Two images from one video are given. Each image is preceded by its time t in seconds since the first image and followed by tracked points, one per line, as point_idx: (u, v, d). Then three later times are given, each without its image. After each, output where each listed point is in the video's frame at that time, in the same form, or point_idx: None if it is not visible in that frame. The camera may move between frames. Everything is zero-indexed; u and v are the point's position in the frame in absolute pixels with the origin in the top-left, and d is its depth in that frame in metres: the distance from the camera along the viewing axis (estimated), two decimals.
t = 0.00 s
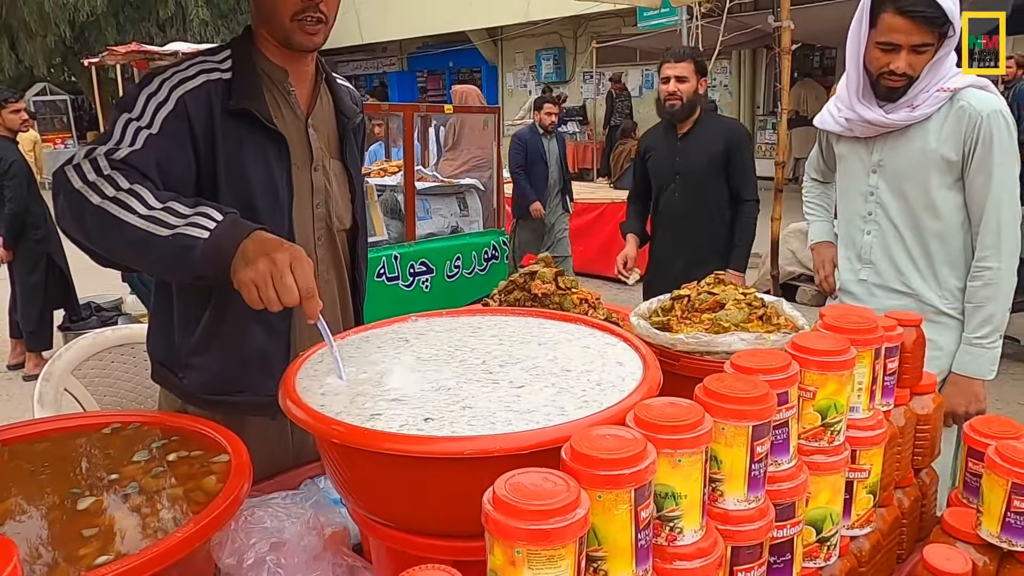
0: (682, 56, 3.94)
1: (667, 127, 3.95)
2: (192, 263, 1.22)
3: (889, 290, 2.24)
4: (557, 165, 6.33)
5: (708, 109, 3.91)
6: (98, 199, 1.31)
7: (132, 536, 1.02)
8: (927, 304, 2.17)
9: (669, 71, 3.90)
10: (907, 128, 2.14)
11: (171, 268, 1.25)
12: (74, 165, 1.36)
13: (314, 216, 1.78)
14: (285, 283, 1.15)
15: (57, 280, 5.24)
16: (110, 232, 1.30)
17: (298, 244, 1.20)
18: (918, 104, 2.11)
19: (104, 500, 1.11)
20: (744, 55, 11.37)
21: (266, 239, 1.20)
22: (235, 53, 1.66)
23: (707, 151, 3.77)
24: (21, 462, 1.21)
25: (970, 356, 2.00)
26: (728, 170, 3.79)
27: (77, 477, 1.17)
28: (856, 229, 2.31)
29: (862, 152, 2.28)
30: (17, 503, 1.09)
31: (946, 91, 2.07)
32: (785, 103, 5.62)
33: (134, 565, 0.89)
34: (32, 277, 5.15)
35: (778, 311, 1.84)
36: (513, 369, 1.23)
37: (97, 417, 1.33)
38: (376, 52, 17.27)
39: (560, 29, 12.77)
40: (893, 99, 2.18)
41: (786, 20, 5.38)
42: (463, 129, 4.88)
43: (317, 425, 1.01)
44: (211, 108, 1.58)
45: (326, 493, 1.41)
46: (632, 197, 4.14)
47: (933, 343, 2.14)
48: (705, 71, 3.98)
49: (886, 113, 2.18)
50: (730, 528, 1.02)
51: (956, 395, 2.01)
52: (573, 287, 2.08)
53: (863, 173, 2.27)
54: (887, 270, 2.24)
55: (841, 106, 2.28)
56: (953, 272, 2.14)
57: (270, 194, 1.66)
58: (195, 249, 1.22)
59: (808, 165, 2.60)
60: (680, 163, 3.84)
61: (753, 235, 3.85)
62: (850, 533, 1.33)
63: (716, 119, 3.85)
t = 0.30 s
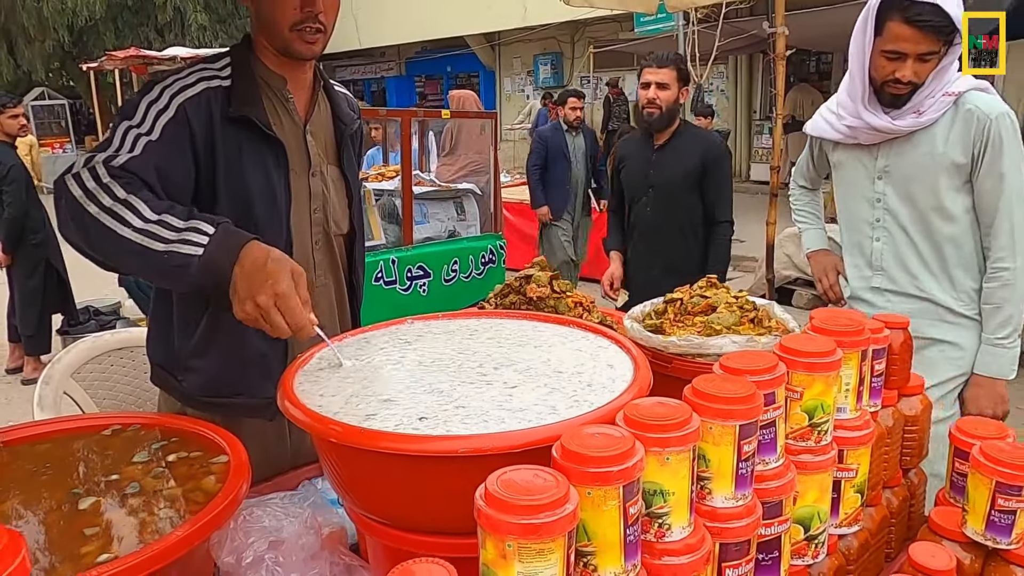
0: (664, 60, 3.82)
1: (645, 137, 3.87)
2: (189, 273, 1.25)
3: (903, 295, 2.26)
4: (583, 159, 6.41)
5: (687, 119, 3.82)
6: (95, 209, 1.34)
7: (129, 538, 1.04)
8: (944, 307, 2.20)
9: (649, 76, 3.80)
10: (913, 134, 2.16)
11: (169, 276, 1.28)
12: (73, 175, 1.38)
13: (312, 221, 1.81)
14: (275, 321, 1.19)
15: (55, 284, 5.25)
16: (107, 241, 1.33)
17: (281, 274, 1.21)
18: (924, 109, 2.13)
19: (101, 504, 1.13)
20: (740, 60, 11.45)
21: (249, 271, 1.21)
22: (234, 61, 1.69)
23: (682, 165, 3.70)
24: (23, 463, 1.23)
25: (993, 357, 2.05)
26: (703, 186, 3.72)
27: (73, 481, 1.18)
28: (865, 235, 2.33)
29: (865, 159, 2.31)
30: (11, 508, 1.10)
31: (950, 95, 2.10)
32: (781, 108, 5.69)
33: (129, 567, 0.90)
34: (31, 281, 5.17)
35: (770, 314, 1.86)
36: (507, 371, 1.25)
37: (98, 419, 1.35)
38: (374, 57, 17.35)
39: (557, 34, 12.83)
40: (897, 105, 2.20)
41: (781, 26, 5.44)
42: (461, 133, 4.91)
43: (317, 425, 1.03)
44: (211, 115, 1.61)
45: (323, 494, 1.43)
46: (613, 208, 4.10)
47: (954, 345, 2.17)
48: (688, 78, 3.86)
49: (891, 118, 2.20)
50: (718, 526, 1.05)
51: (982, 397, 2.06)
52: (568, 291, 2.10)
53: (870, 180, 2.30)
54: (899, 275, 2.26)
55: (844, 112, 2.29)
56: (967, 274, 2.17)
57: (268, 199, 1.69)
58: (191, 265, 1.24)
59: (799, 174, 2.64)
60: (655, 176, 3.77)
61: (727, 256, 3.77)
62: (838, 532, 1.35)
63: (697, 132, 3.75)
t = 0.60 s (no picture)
0: (644, 56, 3.70)
1: (624, 138, 3.70)
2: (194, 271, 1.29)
3: (934, 311, 2.22)
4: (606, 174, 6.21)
5: (668, 120, 3.68)
6: (94, 219, 1.37)
7: (125, 542, 1.04)
8: (976, 325, 2.16)
9: (628, 72, 3.67)
10: (955, 143, 2.11)
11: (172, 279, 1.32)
12: (73, 187, 1.42)
13: (311, 225, 1.83)
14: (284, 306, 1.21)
15: (53, 288, 5.27)
16: (111, 250, 1.37)
17: (275, 261, 1.22)
18: (970, 118, 2.07)
19: (98, 507, 1.13)
20: (737, 65, 11.51)
21: (247, 267, 1.24)
22: (234, 67, 1.70)
23: (663, 167, 3.53)
24: (25, 464, 1.25)
25: None
26: (686, 188, 3.55)
27: (70, 484, 1.19)
28: (895, 246, 2.29)
29: (901, 166, 2.26)
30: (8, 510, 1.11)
31: (998, 104, 2.05)
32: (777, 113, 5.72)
33: (122, 570, 0.90)
34: (30, 285, 5.18)
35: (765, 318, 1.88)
36: (502, 373, 1.27)
37: (99, 420, 1.37)
38: (372, 61, 17.39)
39: (555, 38, 12.87)
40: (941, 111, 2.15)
41: (777, 32, 5.48)
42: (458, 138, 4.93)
43: (317, 426, 1.05)
44: (211, 122, 1.62)
45: (322, 495, 1.45)
46: (587, 208, 3.95)
47: (990, 369, 2.14)
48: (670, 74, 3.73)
49: (933, 125, 2.15)
50: (711, 524, 1.07)
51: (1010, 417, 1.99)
52: (566, 294, 2.12)
53: (903, 189, 2.26)
54: (930, 289, 2.22)
55: (883, 118, 2.24)
56: (1003, 292, 2.12)
57: (269, 205, 1.71)
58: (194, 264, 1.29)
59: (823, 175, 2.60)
60: (634, 178, 3.60)
61: (710, 261, 3.57)
62: (831, 531, 1.37)
63: (678, 133, 3.59)
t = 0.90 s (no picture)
0: (602, 60, 3.51)
1: (586, 145, 3.54)
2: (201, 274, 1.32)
3: (994, 330, 2.16)
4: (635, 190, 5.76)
5: (630, 126, 3.54)
6: (103, 226, 1.39)
7: (122, 546, 1.05)
8: None
9: (587, 78, 3.48)
10: None
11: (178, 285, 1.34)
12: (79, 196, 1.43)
13: (312, 230, 1.85)
14: (291, 298, 1.23)
15: (51, 292, 5.27)
16: (117, 255, 1.39)
17: (282, 255, 1.26)
18: None
19: (101, 509, 1.14)
20: (734, 69, 11.57)
21: (258, 265, 1.28)
22: (236, 74, 1.72)
23: (629, 175, 3.40)
24: (27, 467, 1.26)
25: None
26: (653, 195, 3.42)
27: (68, 488, 1.20)
28: (957, 260, 2.22)
29: (967, 175, 2.19)
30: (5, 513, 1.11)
31: None
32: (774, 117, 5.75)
33: (117, 575, 0.91)
34: (27, 288, 5.19)
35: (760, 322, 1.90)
36: (500, 377, 1.29)
37: (100, 423, 1.38)
38: (370, 65, 17.45)
39: (552, 43, 12.91)
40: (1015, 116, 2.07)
41: (773, 37, 5.51)
42: (457, 142, 4.95)
43: (318, 429, 1.06)
44: (214, 129, 1.64)
45: (322, 498, 1.46)
46: (550, 224, 3.76)
47: None
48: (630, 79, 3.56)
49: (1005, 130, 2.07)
50: (707, 526, 1.08)
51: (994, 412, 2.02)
52: (563, 299, 2.14)
53: (970, 200, 2.18)
54: (992, 307, 2.15)
55: (954, 122, 2.16)
56: None
57: (272, 210, 1.72)
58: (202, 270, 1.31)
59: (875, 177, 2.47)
60: (600, 187, 3.45)
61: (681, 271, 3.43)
62: (825, 534, 1.38)
63: (642, 138, 3.45)
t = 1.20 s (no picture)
0: (558, 63, 3.39)
1: (541, 149, 3.57)
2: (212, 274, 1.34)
3: (1009, 339, 2.16)
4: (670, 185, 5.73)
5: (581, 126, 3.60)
6: (118, 228, 1.40)
7: (127, 548, 1.06)
8: None
9: (542, 81, 3.39)
10: None
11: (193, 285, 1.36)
12: (89, 201, 1.45)
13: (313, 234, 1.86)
14: (317, 256, 1.28)
15: (48, 296, 5.28)
16: (129, 257, 1.39)
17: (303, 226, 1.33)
18: None
19: (103, 513, 1.16)
20: (731, 74, 11.62)
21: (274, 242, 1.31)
22: (236, 80, 1.74)
23: (588, 177, 3.46)
24: (30, 471, 1.27)
25: None
26: (612, 194, 3.49)
27: (71, 491, 1.21)
28: (980, 265, 2.22)
29: (994, 179, 2.19)
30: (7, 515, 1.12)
31: None
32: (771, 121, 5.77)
33: None
34: (24, 292, 5.20)
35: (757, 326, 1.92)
36: (500, 382, 1.30)
37: (100, 427, 1.39)
38: (368, 69, 17.51)
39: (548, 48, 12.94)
40: None
41: (770, 42, 5.53)
42: (454, 146, 4.97)
43: (319, 433, 1.08)
44: (216, 135, 1.66)
45: (322, 502, 1.47)
46: (503, 236, 3.77)
47: None
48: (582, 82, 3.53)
49: None
50: (704, 529, 1.09)
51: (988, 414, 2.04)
52: (562, 303, 2.15)
53: (995, 205, 2.19)
54: (1011, 315, 2.16)
55: (982, 123, 2.16)
56: None
57: (273, 214, 1.74)
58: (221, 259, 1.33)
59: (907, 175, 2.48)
60: (559, 191, 3.49)
61: (649, 265, 3.55)
62: (821, 537, 1.40)
63: (594, 139, 3.54)
